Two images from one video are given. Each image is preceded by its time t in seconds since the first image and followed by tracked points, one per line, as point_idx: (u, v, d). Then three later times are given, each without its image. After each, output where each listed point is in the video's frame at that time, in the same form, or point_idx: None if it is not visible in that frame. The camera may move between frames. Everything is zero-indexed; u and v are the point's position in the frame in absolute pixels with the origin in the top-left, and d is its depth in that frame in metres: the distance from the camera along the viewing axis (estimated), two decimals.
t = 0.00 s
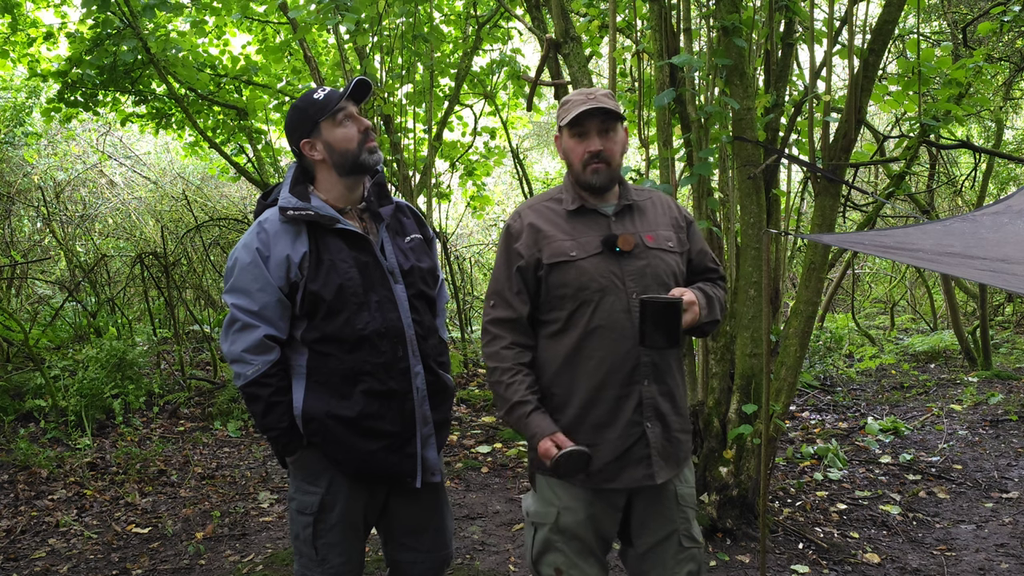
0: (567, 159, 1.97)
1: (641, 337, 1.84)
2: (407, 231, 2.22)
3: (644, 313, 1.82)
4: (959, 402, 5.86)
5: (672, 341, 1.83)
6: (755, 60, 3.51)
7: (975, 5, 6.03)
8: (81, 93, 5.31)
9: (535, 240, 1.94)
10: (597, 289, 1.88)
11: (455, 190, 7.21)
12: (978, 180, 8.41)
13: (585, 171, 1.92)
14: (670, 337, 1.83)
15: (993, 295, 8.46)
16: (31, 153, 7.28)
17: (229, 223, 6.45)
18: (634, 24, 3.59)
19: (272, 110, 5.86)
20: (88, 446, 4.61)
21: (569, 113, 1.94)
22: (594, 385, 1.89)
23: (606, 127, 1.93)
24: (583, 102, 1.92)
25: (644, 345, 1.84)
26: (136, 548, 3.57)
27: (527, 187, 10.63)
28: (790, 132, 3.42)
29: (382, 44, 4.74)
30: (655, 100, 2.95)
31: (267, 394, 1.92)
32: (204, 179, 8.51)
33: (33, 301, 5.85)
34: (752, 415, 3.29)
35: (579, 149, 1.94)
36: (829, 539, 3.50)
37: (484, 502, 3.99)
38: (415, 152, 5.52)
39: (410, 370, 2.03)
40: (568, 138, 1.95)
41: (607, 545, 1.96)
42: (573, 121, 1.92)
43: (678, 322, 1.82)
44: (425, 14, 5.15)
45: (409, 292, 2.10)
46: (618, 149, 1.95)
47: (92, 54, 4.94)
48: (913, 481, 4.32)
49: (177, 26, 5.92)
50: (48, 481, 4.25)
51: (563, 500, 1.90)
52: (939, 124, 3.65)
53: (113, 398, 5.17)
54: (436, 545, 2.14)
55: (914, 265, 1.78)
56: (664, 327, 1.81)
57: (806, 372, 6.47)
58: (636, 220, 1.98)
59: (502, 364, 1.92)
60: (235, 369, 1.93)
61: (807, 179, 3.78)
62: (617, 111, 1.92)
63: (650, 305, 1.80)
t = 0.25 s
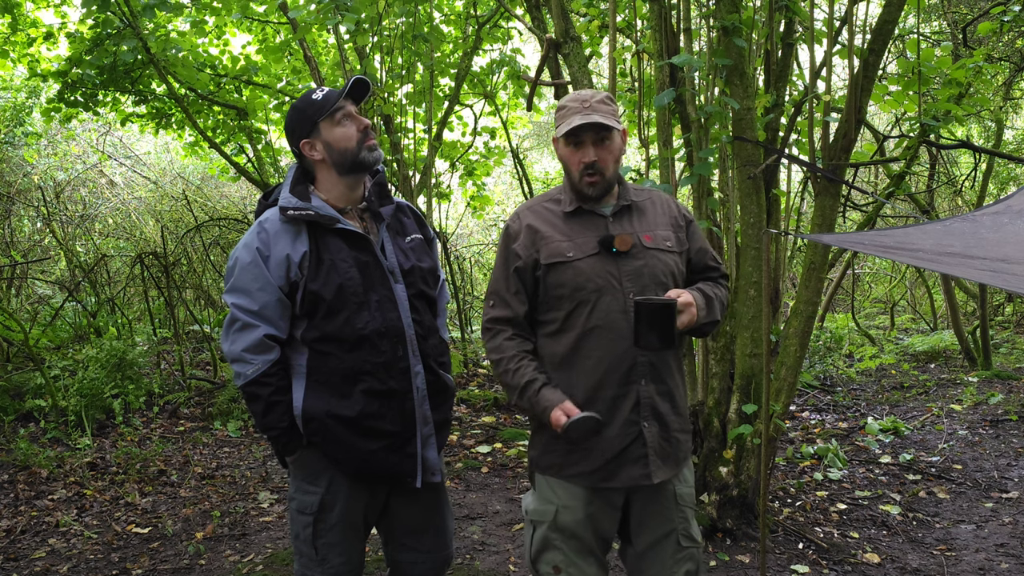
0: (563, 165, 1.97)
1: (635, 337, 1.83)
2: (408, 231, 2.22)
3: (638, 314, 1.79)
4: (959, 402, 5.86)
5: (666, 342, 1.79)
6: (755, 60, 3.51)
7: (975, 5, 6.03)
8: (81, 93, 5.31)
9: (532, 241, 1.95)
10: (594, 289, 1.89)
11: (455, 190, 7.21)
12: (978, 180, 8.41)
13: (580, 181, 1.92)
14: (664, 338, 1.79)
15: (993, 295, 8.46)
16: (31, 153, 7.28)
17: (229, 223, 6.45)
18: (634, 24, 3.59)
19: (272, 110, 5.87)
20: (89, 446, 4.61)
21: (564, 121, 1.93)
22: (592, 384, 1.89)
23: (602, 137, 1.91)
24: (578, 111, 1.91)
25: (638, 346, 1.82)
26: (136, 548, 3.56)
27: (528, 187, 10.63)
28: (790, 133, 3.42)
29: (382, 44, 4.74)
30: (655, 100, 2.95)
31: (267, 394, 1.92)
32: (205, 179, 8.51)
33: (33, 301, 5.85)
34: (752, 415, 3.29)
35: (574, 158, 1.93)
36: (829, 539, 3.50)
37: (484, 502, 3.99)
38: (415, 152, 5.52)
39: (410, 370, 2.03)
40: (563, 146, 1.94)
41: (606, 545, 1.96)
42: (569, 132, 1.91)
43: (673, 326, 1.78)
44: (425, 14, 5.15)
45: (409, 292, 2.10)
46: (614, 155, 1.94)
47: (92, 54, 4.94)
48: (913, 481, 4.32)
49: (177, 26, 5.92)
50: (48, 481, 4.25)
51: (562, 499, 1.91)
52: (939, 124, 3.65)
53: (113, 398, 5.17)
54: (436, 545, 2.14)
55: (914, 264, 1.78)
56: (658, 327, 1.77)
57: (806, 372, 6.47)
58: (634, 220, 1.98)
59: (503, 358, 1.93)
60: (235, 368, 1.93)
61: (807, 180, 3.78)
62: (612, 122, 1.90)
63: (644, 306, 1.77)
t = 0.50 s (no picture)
0: (567, 170, 1.94)
1: (633, 337, 1.83)
2: (408, 231, 2.22)
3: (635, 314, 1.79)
4: (959, 402, 5.86)
5: (663, 342, 1.80)
6: (755, 60, 3.51)
7: (975, 5, 6.02)
8: (81, 93, 5.30)
9: (530, 242, 1.96)
10: (593, 290, 1.90)
11: (455, 190, 7.21)
12: (978, 180, 8.41)
13: (587, 187, 1.91)
14: (661, 338, 1.79)
15: (993, 295, 8.46)
16: (31, 153, 7.28)
17: (229, 223, 6.45)
18: (634, 24, 3.59)
19: (272, 110, 5.87)
20: (89, 446, 4.61)
21: (573, 130, 1.90)
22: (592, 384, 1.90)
23: (611, 147, 1.90)
24: (588, 119, 1.89)
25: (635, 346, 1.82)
26: (136, 548, 3.56)
27: (527, 187, 10.63)
28: (790, 132, 3.42)
29: (382, 44, 4.74)
30: (655, 100, 2.95)
31: (267, 394, 1.92)
32: (204, 179, 8.51)
33: (33, 301, 5.85)
34: (752, 415, 3.29)
35: (583, 166, 1.90)
36: (829, 539, 3.50)
37: (484, 502, 3.99)
38: (415, 152, 5.52)
39: (410, 369, 2.03)
40: (570, 154, 1.92)
41: (606, 544, 1.95)
42: (583, 144, 1.88)
43: (670, 326, 1.78)
44: (425, 14, 5.15)
45: (410, 292, 2.10)
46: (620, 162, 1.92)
47: (92, 54, 4.94)
48: (913, 481, 4.32)
49: (177, 26, 5.92)
50: (48, 481, 4.25)
51: (562, 497, 1.91)
52: (939, 124, 3.65)
53: (113, 398, 5.17)
54: (436, 545, 2.14)
55: (915, 264, 1.78)
56: (656, 328, 1.78)
57: (806, 372, 6.47)
58: (632, 220, 1.97)
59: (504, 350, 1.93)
60: (236, 368, 1.93)
61: (807, 179, 3.78)
62: (624, 132, 1.88)
63: (640, 305, 1.77)
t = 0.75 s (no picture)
0: (569, 172, 1.94)
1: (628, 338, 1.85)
2: (408, 231, 2.22)
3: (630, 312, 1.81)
4: (959, 402, 5.86)
5: (657, 341, 1.83)
6: (755, 60, 3.51)
7: (975, 5, 6.02)
8: (80, 93, 5.30)
9: (529, 242, 1.96)
10: (592, 289, 1.91)
11: (455, 190, 7.21)
12: (978, 180, 8.41)
13: (590, 190, 1.91)
14: (655, 339, 1.83)
15: (993, 295, 8.46)
16: (31, 153, 7.28)
17: (229, 223, 6.45)
18: (634, 24, 3.59)
19: (272, 110, 5.87)
20: (89, 446, 4.61)
21: (579, 132, 1.90)
22: (592, 383, 1.90)
23: (615, 152, 1.89)
24: (593, 123, 1.89)
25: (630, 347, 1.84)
26: (136, 548, 3.56)
27: (527, 187, 10.63)
28: (790, 132, 3.42)
29: (382, 44, 4.74)
30: (655, 100, 2.95)
31: (267, 393, 1.92)
32: (205, 179, 8.51)
33: (33, 301, 5.85)
34: (752, 415, 3.29)
35: (586, 169, 1.90)
36: (829, 539, 3.50)
37: (484, 502, 3.99)
38: (415, 152, 5.51)
39: (410, 369, 2.02)
40: (572, 155, 1.92)
41: (607, 544, 1.95)
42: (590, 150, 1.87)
43: (665, 326, 1.82)
44: (425, 14, 5.14)
45: (410, 292, 2.10)
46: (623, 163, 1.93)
47: (92, 54, 4.94)
48: (913, 481, 4.32)
49: (177, 26, 5.92)
50: (48, 481, 4.25)
51: (563, 497, 1.91)
52: (939, 124, 3.65)
53: (113, 398, 5.17)
54: (436, 545, 2.14)
55: (914, 264, 1.78)
56: (650, 327, 1.81)
57: (806, 372, 6.47)
58: (631, 220, 1.97)
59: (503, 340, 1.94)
60: (236, 368, 1.93)
61: (808, 179, 3.78)
62: (627, 137, 1.87)
63: (637, 304, 1.80)
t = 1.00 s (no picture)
0: (568, 172, 1.94)
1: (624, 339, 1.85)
2: (408, 231, 2.22)
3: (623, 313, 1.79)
4: (959, 402, 5.86)
5: (651, 342, 1.82)
6: (755, 60, 3.51)
7: (975, 5, 6.02)
8: (80, 93, 5.30)
9: (529, 241, 1.96)
10: (592, 290, 1.91)
11: (455, 190, 7.21)
12: (978, 180, 8.41)
13: (588, 190, 1.92)
14: (648, 339, 1.81)
15: (993, 295, 8.46)
16: (31, 153, 7.29)
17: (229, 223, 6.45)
18: (634, 24, 3.59)
19: (272, 110, 5.87)
20: (89, 446, 4.61)
21: (578, 132, 1.90)
22: (592, 384, 1.90)
23: (613, 153, 1.89)
24: (592, 123, 1.89)
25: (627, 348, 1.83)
26: (136, 548, 3.56)
27: (528, 187, 10.63)
28: (790, 132, 3.42)
29: (382, 44, 4.75)
30: (655, 100, 2.95)
31: (268, 393, 1.92)
32: (204, 179, 8.52)
33: (33, 301, 5.85)
34: (752, 415, 3.29)
35: (585, 170, 1.90)
36: (829, 539, 3.50)
37: (484, 502, 3.99)
38: (415, 152, 5.51)
39: (410, 369, 2.02)
40: (571, 156, 1.92)
41: (607, 544, 1.95)
42: (588, 149, 1.87)
43: (659, 326, 1.79)
44: (425, 14, 5.15)
45: (410, 292, 2.10)
46: (621, 165, 1.93)
47: (92, 54, 4.94)
48: (913, 481, 4.32)
49: (177, 26, 5.92)
50: (48, 481, 4.25)
51: (563, 498, 1.91)
52: (939, 124, 3.65)
53: (113, 398, 5.17)
54: (436, 544, 2.14)
55: (915, 264, 1.78)
56: (645, 328, 1.79)
57: (806, 372, 6.47)
58: (630, 221, 1.97)
59: (501, 335, 1.95)
60: (237, 368, 1.93)
61: (807, 179, 3.78)
62: (625, 138, 1.87)
63: (630, 305, 1.78)
